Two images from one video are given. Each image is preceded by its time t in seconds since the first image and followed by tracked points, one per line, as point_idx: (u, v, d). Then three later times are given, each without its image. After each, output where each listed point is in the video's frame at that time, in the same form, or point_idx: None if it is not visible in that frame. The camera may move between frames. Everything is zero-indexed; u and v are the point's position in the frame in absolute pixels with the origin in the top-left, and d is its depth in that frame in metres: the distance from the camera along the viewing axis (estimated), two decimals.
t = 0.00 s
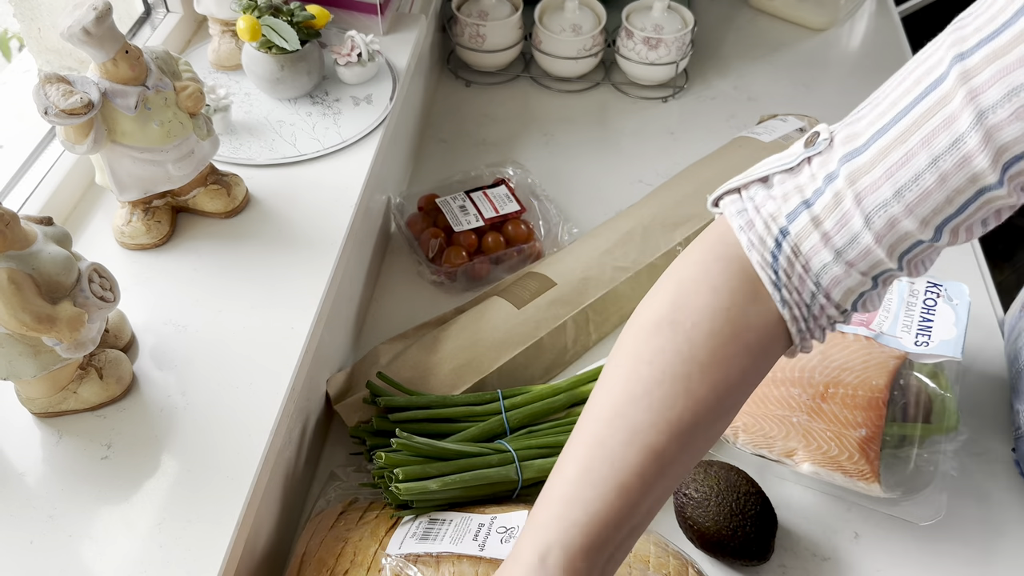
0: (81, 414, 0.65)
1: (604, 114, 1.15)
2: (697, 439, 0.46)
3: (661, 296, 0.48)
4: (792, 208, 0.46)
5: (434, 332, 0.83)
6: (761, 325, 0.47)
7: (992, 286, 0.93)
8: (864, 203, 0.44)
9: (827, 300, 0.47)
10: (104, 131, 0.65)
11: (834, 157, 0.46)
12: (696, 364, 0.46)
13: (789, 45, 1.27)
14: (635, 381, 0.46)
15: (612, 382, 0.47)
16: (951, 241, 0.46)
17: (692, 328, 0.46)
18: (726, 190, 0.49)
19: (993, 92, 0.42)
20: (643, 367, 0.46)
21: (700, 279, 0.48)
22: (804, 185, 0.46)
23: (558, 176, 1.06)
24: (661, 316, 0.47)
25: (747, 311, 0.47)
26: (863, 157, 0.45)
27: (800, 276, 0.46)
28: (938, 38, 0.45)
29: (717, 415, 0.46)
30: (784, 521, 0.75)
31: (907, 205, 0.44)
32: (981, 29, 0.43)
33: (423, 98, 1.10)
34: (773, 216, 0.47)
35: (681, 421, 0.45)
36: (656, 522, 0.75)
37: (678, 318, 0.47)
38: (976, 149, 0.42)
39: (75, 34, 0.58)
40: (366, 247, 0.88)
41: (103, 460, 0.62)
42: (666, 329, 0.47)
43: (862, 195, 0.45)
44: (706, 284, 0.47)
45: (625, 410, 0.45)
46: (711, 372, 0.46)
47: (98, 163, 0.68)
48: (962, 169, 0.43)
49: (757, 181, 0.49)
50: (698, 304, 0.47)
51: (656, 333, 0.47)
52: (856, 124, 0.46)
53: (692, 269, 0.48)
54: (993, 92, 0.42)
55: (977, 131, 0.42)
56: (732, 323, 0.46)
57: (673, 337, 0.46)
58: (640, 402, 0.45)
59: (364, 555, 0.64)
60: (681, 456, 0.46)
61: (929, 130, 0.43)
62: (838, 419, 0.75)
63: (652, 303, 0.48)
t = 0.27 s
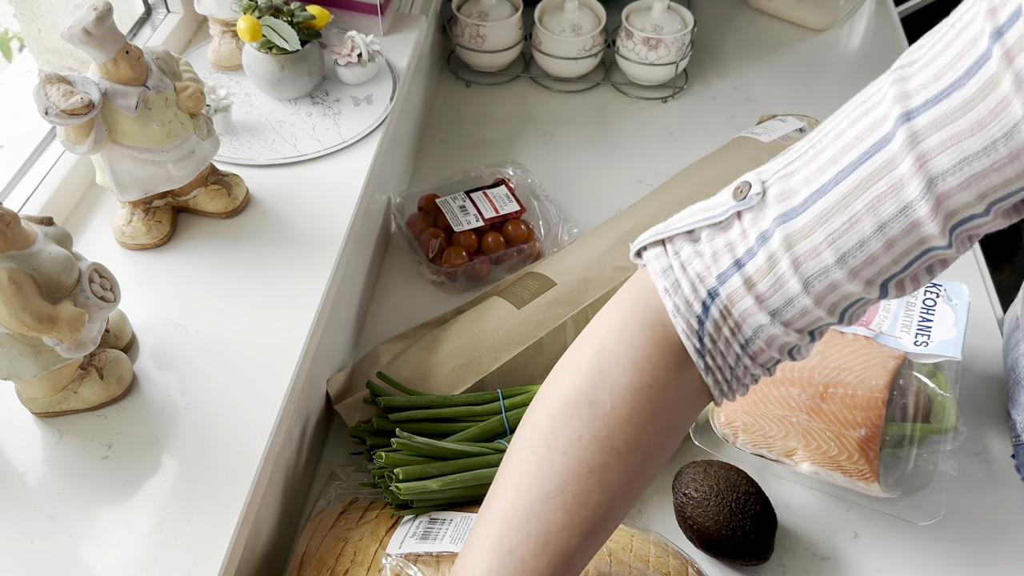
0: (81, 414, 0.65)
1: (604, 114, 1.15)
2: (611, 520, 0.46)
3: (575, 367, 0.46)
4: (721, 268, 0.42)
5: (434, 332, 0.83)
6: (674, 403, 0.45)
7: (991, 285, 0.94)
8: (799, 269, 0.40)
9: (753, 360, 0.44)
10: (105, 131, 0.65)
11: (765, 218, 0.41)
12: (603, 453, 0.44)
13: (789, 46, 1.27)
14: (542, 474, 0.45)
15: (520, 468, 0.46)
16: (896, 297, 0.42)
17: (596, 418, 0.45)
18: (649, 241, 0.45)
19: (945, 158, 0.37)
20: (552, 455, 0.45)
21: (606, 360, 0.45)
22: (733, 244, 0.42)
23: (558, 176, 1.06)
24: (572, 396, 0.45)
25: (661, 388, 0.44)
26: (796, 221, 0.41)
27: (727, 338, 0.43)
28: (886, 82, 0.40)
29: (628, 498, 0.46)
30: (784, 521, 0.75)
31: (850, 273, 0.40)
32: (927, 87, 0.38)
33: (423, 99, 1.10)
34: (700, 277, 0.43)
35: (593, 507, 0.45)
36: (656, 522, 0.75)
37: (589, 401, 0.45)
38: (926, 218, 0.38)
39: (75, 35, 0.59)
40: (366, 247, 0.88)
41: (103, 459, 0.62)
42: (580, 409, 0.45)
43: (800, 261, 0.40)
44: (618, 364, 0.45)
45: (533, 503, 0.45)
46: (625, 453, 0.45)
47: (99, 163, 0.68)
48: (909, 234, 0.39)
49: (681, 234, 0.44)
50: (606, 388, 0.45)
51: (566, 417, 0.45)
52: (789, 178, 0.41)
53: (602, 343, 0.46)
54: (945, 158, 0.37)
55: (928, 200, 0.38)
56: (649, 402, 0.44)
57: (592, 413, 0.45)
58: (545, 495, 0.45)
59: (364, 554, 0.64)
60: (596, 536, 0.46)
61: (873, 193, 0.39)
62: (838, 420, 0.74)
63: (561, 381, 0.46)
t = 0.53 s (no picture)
0: (81, 414, 0.65)
1: (604, 114, 1.15)
2: None
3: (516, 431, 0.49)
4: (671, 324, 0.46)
5: (434, 332, 0.83)
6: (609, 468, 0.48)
7: (992, 285, 0.94)
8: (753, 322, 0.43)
9: (706, 405, 0.48)
10: (105, 131, 0.65)
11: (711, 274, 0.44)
12: (537, 518, 0.47)
13: (789, 45, 1.27)
14: (476, 537, 0.47)
15: (457, 533, 0.48)
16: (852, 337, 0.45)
17: (532, 484, 0.47)
18: (595, 295, 0.49)
19: (889, 212, 0.40)
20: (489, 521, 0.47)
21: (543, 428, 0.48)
22: (681, 298, 0.45)
23: (558, 176, 1.06)
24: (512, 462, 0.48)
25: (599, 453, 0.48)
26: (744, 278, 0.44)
27: (676, 388, 0.47)
28: (822, 135, 0.42)
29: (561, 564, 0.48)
30: (785, 521, 0.75)
31: (802, 324, 0.43)
32: (868, 137, 0.40)
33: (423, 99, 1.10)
34: (644, 333, 0.46)
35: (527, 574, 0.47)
36: (656, 522, 0.75)
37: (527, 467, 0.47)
38: (874, 270, 0.41)
39: (75, 34, 0.58)
40: (366, 247, 0.88)
41: (103, 459, 0.62)
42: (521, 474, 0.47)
43: (748, 315, 0.43)
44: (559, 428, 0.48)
45: (466, 564, 0.47)
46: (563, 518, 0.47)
47: (99, 163, 0.68)
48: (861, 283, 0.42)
49: (628, 288, 0.48)
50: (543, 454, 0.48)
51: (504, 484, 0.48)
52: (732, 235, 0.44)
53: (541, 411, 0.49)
54: (889, 213, 0.40)
55: (875, 254, 0.41)
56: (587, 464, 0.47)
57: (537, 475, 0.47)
58: (477, 559, 0.47)
59: (364, 555, 0.64)
60: None
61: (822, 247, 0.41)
62: (838, 420, 0.75)
63: (499, 445, 0.49)
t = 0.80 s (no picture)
0: (81, 414, 0.65)
1: (604, 114, 1.15)
2: None
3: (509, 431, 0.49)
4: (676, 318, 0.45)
5: (434, 332, 0.83)
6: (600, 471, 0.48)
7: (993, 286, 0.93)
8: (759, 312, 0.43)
9: (713, 400, 0.48)
10: (104, 131, 0.65)
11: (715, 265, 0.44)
12: (531, 519, 0.47)
13: (789, 45, 1.27)
14: (468, 535, 0.47)
15: (447, 532, 0.48)
16: (857, 323, 0.45)
17: (528, 485, 0.47)
18: (597, 292, 0.48)
19: (890, 196, 0.40)
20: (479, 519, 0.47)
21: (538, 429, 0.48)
22: (685, 292, 0.45)
23: (558, 176, 1.06)
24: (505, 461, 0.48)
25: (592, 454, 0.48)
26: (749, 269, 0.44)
27: (682, 384, 0.47)
28: (818, 122, 0.43)
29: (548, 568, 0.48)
30: (785, 521, 0.75)
31: (809, 313, 0.43)
32: (864, 122, 0.41)
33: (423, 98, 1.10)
34: (647, 330, 0.46)
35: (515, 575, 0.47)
36: (656, 522, 0.75)
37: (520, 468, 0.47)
38: (879, 255, 0.41)
39: (74, 34, 0.58)
40: (366, 247, 0.88)
41: (103, 459, 0.62)
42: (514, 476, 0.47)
43: (755, 307, 0.43)
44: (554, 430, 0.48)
45: (457, 562, 0.47)
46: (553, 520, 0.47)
47: (98, 163, 0.68)
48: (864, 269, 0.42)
49: (629, 284, 0.47)
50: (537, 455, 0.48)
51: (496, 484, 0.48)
52: (731, 226, 0.44)
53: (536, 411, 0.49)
54: (889, 197, 0.40)
55: (878, 238, 0.41)
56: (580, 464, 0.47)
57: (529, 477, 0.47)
58: (468, 557, 0.47)
59: (364, 555, 0.64)
60: None
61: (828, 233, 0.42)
62: (838, 419, 0.75)
63: (497, 443, 0.49)
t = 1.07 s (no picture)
0: (81, 414, 0.65)
1: (604, 113, 1.15)
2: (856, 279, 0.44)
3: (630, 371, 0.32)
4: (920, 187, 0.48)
5: (434, 332, 0.83)
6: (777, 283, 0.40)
7: (992, 286, 0.94)
8: None
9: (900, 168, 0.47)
10: (105, 131, 0.65)
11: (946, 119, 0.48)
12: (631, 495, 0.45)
13: (789, 45, 1.27)
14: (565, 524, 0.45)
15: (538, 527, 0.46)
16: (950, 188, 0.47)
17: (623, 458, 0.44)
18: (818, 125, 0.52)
19: (1007, 56, 0.46)
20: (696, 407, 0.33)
21: (775, 262, 0.41)
22: (891, 115, 0.49)
23: (558, 176, 1.06)
24: (777, 250, 0.41)
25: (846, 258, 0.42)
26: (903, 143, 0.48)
27: (909, 181, 0.47)
28: (946, 51, 0.49)
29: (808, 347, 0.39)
30: (784, 521, 0.75)
31: (942, 134, 0.48)
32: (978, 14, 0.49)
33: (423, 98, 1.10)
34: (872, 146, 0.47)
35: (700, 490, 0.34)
36: (655, 522, 0.75)
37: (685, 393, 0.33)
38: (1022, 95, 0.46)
39: (74, 34, 0.58)
40: (366, 247, 0.88)
41: (103, 459, 0.62)
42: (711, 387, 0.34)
43: (930, 131, 0.48)
44: (725, 369, 0.34)
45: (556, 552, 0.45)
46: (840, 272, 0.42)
47: (98, 163, 0.68)
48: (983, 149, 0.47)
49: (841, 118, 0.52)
50: (704, 379, 0.34)
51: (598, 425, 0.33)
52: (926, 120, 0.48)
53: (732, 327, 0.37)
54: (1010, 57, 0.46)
55: None
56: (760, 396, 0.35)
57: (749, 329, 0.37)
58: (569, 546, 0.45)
59: (364, 555, 0.64)
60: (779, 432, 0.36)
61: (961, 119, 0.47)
62: (838, 420, 0.75)
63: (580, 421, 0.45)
